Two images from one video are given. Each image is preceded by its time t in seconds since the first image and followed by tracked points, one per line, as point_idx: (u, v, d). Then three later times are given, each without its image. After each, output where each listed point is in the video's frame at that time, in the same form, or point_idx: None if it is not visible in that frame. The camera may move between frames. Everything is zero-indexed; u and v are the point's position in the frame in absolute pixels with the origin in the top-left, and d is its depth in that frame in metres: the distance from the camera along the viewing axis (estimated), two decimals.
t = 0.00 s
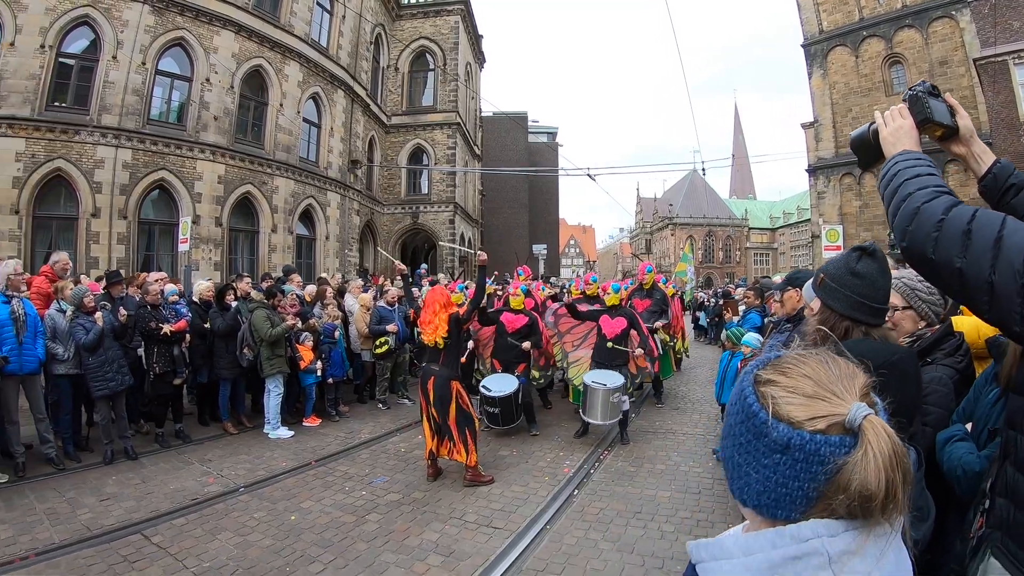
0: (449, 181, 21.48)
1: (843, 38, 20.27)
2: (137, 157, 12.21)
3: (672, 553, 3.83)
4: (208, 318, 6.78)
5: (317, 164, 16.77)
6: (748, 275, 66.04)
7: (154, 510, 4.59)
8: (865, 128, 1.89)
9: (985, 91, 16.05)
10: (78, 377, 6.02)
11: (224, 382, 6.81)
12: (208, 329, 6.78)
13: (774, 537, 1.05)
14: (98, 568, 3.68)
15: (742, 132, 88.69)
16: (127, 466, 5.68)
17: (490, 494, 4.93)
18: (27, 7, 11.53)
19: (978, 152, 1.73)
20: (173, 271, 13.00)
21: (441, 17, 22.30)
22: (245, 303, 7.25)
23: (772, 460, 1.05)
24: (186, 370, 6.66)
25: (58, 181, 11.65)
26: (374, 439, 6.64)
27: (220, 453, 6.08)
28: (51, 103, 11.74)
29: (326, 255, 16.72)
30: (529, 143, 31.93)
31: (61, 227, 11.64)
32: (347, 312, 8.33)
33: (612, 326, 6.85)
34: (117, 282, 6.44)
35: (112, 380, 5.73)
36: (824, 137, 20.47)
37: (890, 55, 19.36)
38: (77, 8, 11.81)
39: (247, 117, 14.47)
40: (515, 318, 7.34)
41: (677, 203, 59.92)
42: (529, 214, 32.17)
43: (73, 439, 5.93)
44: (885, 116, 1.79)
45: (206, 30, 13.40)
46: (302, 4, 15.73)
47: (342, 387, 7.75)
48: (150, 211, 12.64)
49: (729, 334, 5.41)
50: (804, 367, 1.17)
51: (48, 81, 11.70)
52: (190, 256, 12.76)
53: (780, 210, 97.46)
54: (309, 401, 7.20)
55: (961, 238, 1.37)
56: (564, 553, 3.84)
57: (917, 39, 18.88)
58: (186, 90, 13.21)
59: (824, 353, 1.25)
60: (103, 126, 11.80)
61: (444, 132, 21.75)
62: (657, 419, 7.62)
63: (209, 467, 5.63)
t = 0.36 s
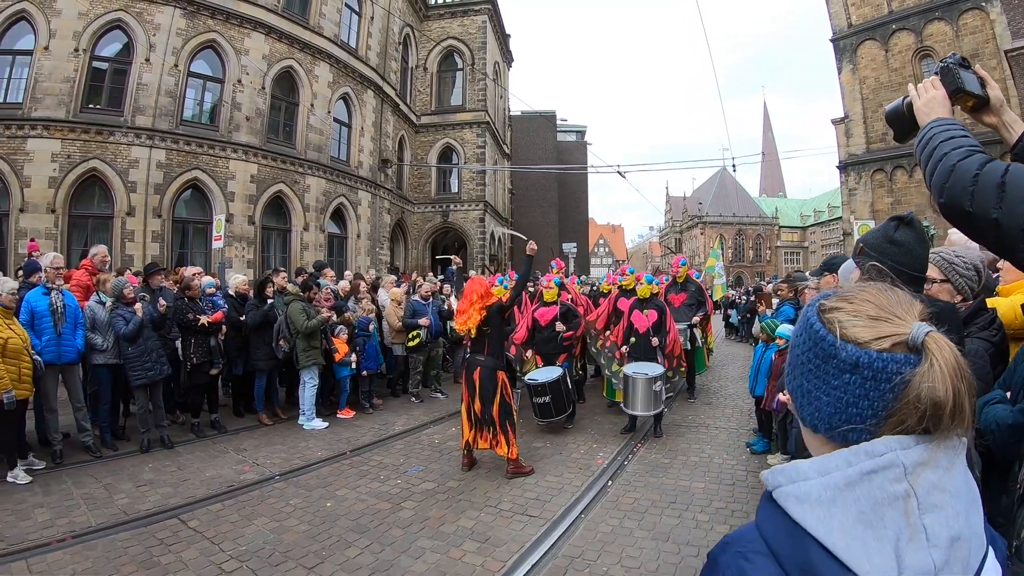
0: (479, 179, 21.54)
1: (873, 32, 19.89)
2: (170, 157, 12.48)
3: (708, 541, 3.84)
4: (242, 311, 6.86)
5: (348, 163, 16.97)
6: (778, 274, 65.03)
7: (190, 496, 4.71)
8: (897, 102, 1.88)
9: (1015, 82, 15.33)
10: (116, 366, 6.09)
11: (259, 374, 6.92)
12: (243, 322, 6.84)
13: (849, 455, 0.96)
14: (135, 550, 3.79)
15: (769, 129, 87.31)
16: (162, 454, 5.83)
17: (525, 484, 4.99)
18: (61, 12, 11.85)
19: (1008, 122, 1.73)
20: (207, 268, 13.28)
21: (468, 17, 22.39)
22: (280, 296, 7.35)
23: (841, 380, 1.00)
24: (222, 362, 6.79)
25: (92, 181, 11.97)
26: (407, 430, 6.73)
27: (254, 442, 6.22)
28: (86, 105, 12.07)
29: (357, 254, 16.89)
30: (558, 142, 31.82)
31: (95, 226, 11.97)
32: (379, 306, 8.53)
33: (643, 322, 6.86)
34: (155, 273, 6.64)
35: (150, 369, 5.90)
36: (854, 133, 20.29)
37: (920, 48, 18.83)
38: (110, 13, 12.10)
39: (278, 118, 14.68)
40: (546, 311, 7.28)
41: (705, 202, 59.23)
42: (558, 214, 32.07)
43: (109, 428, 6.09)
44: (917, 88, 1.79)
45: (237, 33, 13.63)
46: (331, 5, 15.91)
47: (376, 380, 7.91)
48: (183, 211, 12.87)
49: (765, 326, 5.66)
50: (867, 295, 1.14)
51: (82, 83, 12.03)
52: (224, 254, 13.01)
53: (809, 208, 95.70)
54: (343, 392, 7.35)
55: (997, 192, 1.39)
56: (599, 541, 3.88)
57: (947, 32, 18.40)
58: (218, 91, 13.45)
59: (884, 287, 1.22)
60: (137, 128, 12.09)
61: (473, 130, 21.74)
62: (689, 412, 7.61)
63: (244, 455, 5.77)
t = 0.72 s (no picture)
0: (496, 178, 21.57)
1: (889, 27, 19.68)
2: (189, 157, 12.63)
3: (729, 532, 3.85)
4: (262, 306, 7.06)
5: (365, 162, 17.07)
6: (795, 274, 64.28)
7: (209, 486, 4.78)
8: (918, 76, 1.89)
9: None
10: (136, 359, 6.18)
11: (280, 366, 7.05)
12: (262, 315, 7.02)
13: (909, 377, 0.99)
14: (153, 537, 3.86)
15: (786, 127, 86.42)
16: (182, 445, 5.92)
17: (545, 476, 5.03)
18: (79, 14, 12.03)
19: None
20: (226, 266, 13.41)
21: (483, 16, 22.44)
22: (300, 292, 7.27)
23: (898, 303, 1.02)
24: (242, 356, 6.96)
25: (111, 180, 12.14)
26: (426, 424, 6.78)
27: (273, 434, 6.30)
28: (105, 105, 12.23)
29: (374, 252, 16.98)
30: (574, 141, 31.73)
31: (113, 224, 12.13)
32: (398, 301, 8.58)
33: (663, 313, 6.88)
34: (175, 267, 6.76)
35: (170, 360, 5.99)
36: (872, 129, 19.98)
37: (937, 43, 18.50)
38: (128, 14, 12.26)
39: (296, 118, 14.81)
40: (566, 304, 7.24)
41: (722, 201, 58.72)
42: (575, 214, 31.95)
43: (129, 420, 6.18)
44: (938, 59, 1.78)
45: (255, 33, 13.77)
46: (347, 6, 16.01)
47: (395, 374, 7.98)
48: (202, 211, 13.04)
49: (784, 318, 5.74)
50: (916, 224, 1.15)
51: (101, 84, 12.19)
52: (242, 251, 13.14)
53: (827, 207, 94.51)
54: (362, 386, 7.44)
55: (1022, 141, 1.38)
56: (620, 531, 3.89)
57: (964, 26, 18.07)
58: (236, 91, 13.59)
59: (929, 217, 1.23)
60: (155, 127, 12.25)
61: (489, 130, 21.74)
62: (709, 408, 7.61)
63: (263, 447, 5.84)
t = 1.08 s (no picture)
0: (511, 177, 21.57)
1: (904, 23, 19.48)
2: (205, 157, 12.76)
3: (745, 530, 3.83)
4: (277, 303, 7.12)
5: (380, 161, 17.15)
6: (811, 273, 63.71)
7: (222, 481, 4.82)
8: (935, 56, 1.82)
9: None
10: (151, 354, 6.25)
11: (294, 364, 7.09)
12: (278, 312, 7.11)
13: (940, 347, 0.93)
14: (166, 531, 3.90)
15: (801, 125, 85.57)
16: (196, 441, 5.98)
17: (560, 473, 5.03)
18: (95, 17, 12.18)
19: None
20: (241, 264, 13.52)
21: (497, 16, 22.45)
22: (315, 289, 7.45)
23: (925, 271, 0.96)
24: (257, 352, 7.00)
25: (127, 180, 12.29)
26: (440, 421, 6.80)
27: (287, 431, 6.35)
28: (121, 106, 12.38)
29: (389, 251, 17.07)
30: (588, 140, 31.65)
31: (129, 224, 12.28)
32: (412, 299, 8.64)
33: (680, 309, 6.93)
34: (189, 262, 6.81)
35: (185, 357, 6.05)
36: (888, 126, 19.76)
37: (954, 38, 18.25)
38: (143, 16, 12.40)
39: (310, 118, 14.91)
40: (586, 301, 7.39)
41: (737, 200, 58.33)
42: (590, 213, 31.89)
43: (143, 415, 6.24)
44: (955, 40, 1.72)
45: (269, 34, 13.87)
46: (360, 6, 16.08)
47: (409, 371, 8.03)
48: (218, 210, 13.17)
49: (800, 315, 5.72)
50: (940, 193, 1.11)
51: (117, 85, 12.34)
52: (258, 250, 13.26)
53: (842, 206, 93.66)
54: (377, 383, 7.49)
55: None
56: (634, 528, 3.88)
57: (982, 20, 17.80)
58: (251, 92, 13.69)
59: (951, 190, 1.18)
60: (171, 128, 12.37)
61: (504, 129, 21.76)
62: (725, 406, 7.58)
63: (277, 443, 5.89)
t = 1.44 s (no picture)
0: (526, 177, 21.56)
1: (920, 20, 19.27)
2: (221, 157, 12.89)
3: (761, 530, 3.82)
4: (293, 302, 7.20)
5: (395, 162, 17.23)
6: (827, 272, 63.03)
7: (238, 478, 4.88)
8: (952, 48, 1.82)
9: None
10: (169, 353, 6.34)
11: (311, 361, 7.15)
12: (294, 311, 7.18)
13: (960, 332, 0.95)
14: (183, 527, 3.96)
15: (816, 124, 84.72)
16: (212, 438, 6.05)
17: (575, 472, 5.03)
18: (111, 20, 12.33)
19: None
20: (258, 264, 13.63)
21: (511, 16, 22.47)
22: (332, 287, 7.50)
23: (944, 256, 1.00)
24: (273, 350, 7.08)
25: (143, 181, 12.45)
26: (455, 420, 6.83)
27: (302, 429, 6.41)
28: (138, 108, 12.54)
29: (404, 251, 17.15)
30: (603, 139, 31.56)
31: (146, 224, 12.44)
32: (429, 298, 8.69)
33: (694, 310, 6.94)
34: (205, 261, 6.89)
35: (202, 355, 6.10)
36: (904, 125, 19.57)
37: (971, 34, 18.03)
38: (159, 19, 12.56)
39: (326, 118, 15.02)
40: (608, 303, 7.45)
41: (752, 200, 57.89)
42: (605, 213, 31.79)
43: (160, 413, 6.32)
44: (971, 31, 1.73)
45: (284, 36, 13.98)
46: (374, 7, 16.16)
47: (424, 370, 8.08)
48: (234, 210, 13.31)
49: (816, 313, 5.70)
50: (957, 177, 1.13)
51: (133, 87, 12.49)
52: (274, 250, 13.38)
53: (858, 206, 92.56)
54: (392, 382, 7.55)
55: None
56: (650, 528, 3.89)
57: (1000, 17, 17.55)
58: (266, 93, 13.82)
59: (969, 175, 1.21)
60: (186, 129, 12.51)
61: (519, 129, 21.78)
62: (741, 406, 7.55)
63: (294, 441, 5.94)
